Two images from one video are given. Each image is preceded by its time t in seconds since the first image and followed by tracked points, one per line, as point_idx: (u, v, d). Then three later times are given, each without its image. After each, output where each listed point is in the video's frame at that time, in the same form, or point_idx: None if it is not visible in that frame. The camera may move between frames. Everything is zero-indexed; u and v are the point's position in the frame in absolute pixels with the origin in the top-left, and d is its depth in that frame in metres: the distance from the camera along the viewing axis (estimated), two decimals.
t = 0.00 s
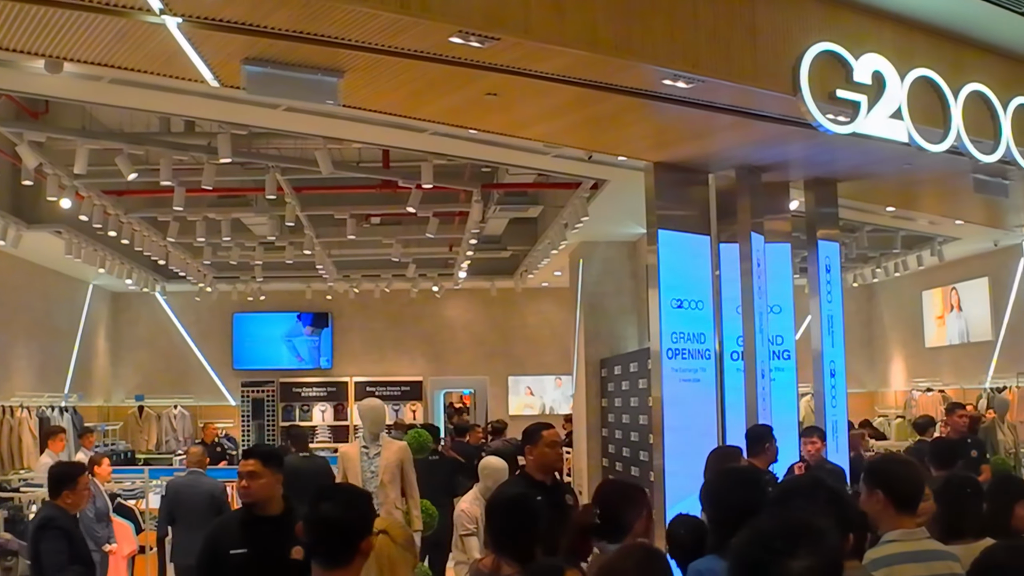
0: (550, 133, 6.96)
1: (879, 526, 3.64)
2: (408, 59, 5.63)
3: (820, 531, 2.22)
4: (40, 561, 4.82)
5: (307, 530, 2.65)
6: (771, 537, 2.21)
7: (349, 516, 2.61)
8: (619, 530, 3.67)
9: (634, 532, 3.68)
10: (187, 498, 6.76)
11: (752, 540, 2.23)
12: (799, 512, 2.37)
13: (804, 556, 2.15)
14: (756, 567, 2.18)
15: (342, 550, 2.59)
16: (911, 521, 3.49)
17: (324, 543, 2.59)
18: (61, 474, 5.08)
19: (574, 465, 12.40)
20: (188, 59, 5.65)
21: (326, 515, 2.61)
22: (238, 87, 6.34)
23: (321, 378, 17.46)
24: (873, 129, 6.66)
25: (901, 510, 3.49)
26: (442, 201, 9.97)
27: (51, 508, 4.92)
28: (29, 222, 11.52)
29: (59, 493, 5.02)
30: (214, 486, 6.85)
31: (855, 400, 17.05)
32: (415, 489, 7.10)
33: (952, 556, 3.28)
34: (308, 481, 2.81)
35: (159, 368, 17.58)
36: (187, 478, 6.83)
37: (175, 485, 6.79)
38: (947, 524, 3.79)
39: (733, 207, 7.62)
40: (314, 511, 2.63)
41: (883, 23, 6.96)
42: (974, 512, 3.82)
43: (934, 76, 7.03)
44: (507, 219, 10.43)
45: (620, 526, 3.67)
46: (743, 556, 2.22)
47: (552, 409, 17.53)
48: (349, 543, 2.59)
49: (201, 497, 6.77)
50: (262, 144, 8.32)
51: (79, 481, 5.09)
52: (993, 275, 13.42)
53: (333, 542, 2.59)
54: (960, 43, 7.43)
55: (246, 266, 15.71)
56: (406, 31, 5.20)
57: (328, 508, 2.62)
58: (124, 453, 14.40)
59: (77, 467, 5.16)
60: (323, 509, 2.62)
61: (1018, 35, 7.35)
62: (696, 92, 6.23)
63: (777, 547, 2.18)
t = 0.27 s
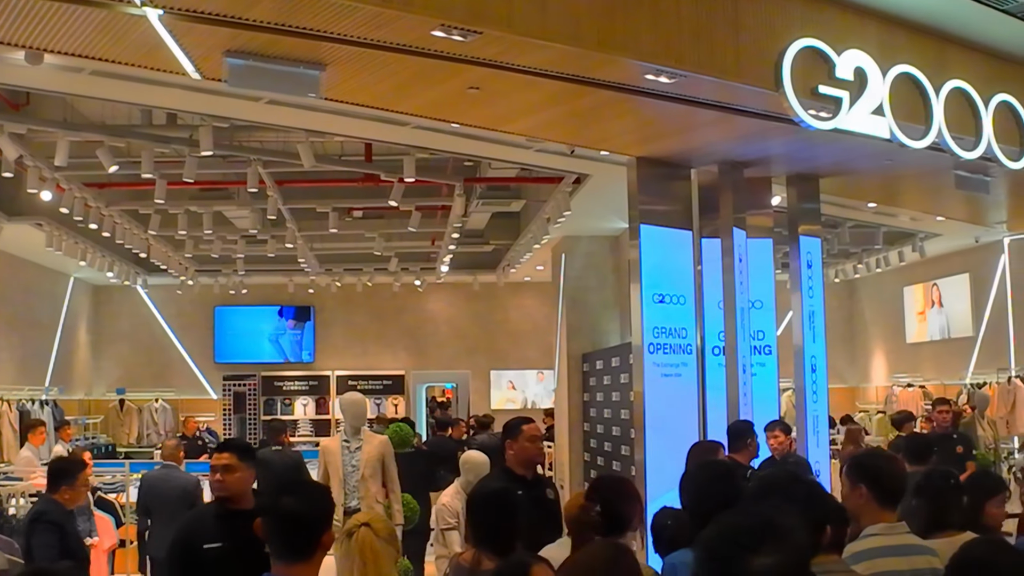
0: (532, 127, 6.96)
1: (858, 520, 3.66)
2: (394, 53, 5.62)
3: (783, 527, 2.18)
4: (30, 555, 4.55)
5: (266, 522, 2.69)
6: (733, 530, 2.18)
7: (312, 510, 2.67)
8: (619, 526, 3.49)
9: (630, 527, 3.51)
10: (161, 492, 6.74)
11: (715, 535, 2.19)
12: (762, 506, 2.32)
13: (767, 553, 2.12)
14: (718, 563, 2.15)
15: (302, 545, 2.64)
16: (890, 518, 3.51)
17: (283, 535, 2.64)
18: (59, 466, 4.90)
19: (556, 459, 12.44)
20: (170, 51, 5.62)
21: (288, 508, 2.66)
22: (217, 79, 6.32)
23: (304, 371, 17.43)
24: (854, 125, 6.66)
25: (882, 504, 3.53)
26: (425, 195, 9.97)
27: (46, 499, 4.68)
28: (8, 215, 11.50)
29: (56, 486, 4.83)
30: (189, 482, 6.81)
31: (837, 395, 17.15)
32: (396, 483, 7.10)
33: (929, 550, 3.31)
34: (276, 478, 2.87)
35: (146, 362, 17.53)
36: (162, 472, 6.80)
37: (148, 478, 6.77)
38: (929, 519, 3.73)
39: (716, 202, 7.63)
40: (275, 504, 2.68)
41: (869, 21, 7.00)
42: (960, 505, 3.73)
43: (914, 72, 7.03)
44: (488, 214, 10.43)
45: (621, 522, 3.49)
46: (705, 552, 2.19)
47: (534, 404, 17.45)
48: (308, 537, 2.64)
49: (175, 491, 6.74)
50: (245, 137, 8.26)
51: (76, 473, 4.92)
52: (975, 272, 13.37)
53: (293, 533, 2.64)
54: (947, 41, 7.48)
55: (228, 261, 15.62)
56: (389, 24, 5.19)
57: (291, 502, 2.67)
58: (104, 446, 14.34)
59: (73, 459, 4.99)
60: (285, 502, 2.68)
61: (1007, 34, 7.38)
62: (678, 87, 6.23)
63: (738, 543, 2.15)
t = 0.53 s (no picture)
0: (514, 121, 6.94)
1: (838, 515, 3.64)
2: (376, 47, 5.59)
3: (751, 523, 2.10)
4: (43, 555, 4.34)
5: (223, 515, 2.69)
6: (701, 525, 2.10)
7: (267, 502, 2.67)
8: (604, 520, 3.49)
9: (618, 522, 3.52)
10: (132, 484, 6.64)
11: (682, 529, 2.11)
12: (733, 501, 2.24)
13: (733, 549, 2.04)
14: (683, 558, 2.06)
15: (258, 537, 2.63)
16: (868, 511, 3.48)
17: (238, 528, 2.63)
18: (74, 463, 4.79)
19: (536, 452, 12.46)
20: (149, 43, 5.57)
21: (245, 501, 2.66)
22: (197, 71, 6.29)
23: (284, 365, 17.39)
24: (835, 121, 6.65)
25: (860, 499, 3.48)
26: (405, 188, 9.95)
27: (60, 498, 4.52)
28: None
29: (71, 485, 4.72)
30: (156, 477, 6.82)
31: (817, 389, 17.23)
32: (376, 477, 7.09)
33: (906, 545, 3.34)
34: (235, 472, 2.87)
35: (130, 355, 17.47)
36: (132, 466, 6.77)
37: (120, 472, 6.74)
38: (915, 513, 3.73)
39: (696, 197, 7.64)
40: (233, 496, 2.69)
41: (851, 18, 7.01)
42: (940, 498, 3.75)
43: (895, 68, 7.03)
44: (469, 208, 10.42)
45: (606, 516, 3.49)
46: (671, 547, 2.11)
47: (514, 397, 17.52)
48: (264, 529, 2.64)
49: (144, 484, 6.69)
50: (225, 129, 8.22)
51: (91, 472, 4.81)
52: (953, 267, 13.47)
53: (251, 527, 2.63)
54: (930, 38, 7.49)
55: (206, 253, 15.52)
56: (368, 16, 5.16)
57: (248, 495, 2.67)
58: (83, 439, 14.25)
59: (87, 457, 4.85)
60: (242, 495, 2.67)
61: (987, 32, 7.40)
62: (659, 82, 6.22)
63: (705, 537, 2.07)
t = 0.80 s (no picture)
0: (495, 114, 6.91)
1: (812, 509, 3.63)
2: (357, 39, 5.56)
3: (719, 515, 1.91)
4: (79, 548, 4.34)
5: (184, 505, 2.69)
6: (664, 520, 1.90)
7: (228, 491, 2.66)
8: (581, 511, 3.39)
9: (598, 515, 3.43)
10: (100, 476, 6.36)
11: (646, 524, 1.91)
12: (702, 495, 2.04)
13: (700, 540, 1.84)
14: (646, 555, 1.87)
15: (220, 526, 2.63)
16: (844, 506, 3.46)
17: (201, 517, 2.62)
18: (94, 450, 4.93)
19: (515, 445, 12.47)
20: (128, 33, 5.53)
21: (205, 490, 2.65)
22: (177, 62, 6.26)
23: (262, 358, 17.33)
24: (815, 117, 6.65)
25: (832, 493, 3.47)
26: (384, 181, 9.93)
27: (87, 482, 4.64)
28: None
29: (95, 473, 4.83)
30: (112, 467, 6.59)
31: (794, 384, 17.31)
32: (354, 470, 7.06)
33: (881, 538, 3.34)
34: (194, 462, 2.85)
35: (113, 348, 17.38)
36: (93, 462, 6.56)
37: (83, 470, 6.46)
38: (888, 507, 3.71)
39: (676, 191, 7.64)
40: (192, 485, 2.67)
41: (832, 14, 7.01)
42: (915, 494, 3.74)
43: (875, 65, 7.02)
44: (448, 201, 10.40)
45: (583, 508, 3.39)
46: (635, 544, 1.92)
47: (493, 390, 17.56)
48: (227, 518, 2.64)
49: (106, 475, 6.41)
50: (204, 121, 8.19)
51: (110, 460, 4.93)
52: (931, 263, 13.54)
53: (213, 514, 2.62)
54: (913, 36, 7.48)
55: (185, 244, 15.44)
56: (348, 7, 5.12)
57: (208, 484, 2.66)
58: (60, 432, 14.15)
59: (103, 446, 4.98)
60: (201, 483, 2.66)
61: (967, 30, 7.42)
62: (640, 76, 6.20)
63: (669, 531, 1.87)
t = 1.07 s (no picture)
0: (475, 108, 6.89)
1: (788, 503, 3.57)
2: (338, 30, 5.53)
3: (698, 508, 1.86)
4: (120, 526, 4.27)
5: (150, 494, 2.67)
6: (641, 512, 1.85)
7: (194, 480, 2.65)
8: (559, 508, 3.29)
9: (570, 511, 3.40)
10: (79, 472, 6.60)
11: (623, 517, 1.85)
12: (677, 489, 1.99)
13: (678, 533, 1.79)
14: (623, 548, 1.81)
15: (185, 515, 2.61)
16: (821, 500, 3.40)
17: (166, 505, 2.61)
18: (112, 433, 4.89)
19: (494, 439, 12.50)
20: (107, 23, 5.49)
21: (170, 480, 2.64)
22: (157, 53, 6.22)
23: (240, 350, 17.27)
24: (794, 112, 6.63)
25: (807, 489, 3.41)
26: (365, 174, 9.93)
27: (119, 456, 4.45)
28: None
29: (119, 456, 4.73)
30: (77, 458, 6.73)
31: (773, 379, 17.41)
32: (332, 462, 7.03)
33: (858, 532, 3.24)
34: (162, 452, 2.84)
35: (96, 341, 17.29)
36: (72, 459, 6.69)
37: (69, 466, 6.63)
38: (855, 500, 3.67)
39: (656, 185, 7.65)
40: (158, 474, 2.67)
41: (814, 10, 7.00)
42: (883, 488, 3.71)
43: (854, 60, 7.01)
44: (427, 195, 10.42)
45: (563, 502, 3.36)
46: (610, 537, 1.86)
47: (472, 383, 17.57)
48: (191, 507, 2.62)
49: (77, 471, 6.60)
50: (184, 113, 8.15)
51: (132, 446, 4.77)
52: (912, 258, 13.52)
53: (177, 503, 2.61)
54: (895, 33, 7.48)
55: (164, 236, 15.34)
56: None
57: (173, 472, 2.66)
58: (38, 424, 14.06)
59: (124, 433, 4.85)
60: (168, 472, 2.65)
61: (947, 29, 7.42)
62: (620, 70, 6.17)
63: (646, 523, 1.82)
